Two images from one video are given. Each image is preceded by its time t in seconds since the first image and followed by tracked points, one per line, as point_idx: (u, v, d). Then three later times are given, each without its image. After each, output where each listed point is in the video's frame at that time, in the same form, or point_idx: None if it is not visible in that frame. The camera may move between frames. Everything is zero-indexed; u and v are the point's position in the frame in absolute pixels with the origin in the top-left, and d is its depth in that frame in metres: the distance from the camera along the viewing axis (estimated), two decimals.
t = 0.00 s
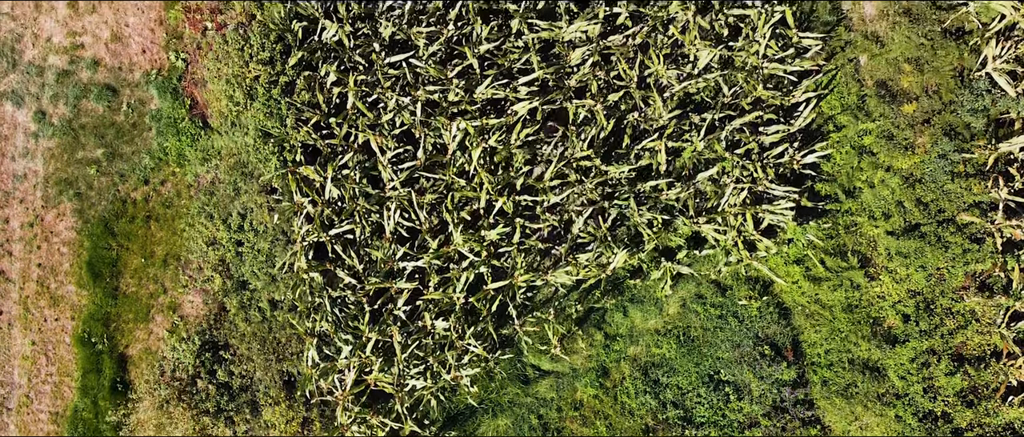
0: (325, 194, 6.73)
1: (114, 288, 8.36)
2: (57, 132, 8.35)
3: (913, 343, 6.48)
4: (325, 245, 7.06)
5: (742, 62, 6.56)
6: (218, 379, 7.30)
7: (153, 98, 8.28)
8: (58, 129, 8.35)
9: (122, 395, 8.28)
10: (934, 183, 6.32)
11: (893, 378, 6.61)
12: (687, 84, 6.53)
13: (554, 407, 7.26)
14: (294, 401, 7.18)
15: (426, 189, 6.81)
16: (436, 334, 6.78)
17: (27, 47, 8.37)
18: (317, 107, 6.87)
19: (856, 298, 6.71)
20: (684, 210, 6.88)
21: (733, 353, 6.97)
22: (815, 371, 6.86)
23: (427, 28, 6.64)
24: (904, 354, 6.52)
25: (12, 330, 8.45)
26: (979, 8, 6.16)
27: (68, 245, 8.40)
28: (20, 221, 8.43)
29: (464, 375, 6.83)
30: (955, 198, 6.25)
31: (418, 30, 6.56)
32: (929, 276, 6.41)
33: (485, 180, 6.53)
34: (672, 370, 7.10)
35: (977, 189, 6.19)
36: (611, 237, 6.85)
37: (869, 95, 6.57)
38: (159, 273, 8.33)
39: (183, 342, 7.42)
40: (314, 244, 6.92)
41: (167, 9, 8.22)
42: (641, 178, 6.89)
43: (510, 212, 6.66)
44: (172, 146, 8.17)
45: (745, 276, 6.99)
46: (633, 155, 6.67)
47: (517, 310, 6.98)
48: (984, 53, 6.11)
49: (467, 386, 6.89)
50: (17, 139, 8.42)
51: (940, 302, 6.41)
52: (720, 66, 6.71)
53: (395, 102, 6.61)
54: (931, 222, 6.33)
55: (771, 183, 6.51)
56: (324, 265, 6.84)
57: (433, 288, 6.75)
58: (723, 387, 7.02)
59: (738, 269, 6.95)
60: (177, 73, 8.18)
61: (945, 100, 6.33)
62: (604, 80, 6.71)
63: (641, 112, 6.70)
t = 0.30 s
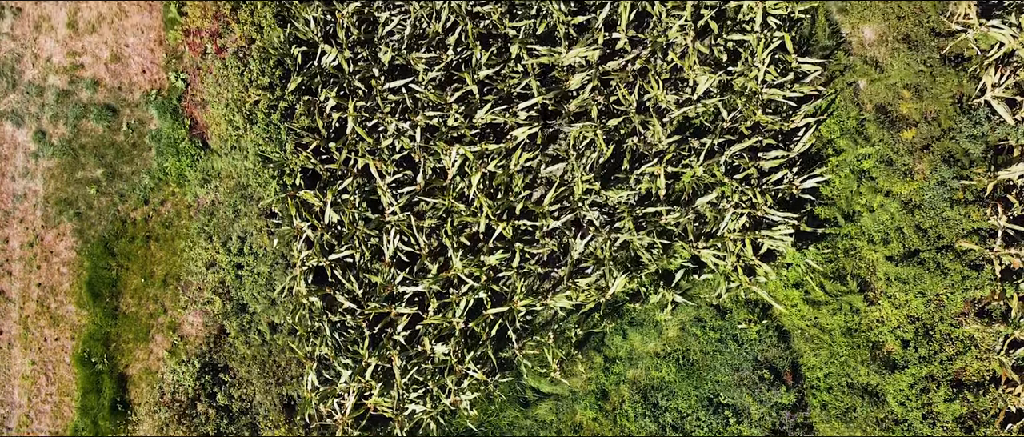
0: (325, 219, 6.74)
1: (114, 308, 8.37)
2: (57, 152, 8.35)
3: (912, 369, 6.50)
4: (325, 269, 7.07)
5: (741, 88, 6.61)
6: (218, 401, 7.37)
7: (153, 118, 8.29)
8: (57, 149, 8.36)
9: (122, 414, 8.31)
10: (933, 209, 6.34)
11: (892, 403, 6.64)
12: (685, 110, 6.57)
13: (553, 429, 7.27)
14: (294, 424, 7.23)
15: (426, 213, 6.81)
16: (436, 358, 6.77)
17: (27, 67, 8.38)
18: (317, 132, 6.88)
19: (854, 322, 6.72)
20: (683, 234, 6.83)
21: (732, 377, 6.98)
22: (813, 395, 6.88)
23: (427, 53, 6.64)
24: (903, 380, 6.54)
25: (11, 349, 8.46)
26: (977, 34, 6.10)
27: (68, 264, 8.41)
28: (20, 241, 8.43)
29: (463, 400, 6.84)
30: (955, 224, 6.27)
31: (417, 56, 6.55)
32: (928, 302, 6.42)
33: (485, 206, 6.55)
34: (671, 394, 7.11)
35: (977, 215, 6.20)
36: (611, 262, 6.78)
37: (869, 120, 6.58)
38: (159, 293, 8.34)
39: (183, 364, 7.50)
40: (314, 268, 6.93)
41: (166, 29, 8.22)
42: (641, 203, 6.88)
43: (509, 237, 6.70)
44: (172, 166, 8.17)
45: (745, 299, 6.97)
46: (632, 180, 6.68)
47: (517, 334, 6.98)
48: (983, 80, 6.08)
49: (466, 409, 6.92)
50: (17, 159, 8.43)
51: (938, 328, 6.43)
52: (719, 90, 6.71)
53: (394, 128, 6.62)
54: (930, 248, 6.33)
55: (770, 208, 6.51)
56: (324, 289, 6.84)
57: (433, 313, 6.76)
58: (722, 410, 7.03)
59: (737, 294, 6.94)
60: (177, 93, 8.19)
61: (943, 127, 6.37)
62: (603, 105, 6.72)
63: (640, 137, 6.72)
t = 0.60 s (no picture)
0: (325, 244, 6.75)
1: (114, 328, 8.37)
2: (57, 172, 8.36)
3: (911, 396, 6.52)
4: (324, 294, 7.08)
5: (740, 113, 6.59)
6: (218, 424, 7.43)
7: (153, 139, 8.30)
8: (57, 170, 8.36)
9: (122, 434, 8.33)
10: (932, 236, 6.36)
11: (891, 429, 6.65)
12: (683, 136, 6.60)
13: None
14: None
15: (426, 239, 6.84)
16: (436, 383, 6.78)
17: (27, 87, 8.38)
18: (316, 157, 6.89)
19: (854, 347, 6.71)
20: (682, 259, 6.89)
21: (732, 401, 6.96)
22: (812, 420, 6.86)
23: (427, 79, 6.68)
24: (902, 407, 6.55)
25: (11, 369, 8.46)
26: (977, 63, 6.14)
27: (68, 285, 8.41)
28: (20, 261, 8.44)
29: (462, 425, 6.83)
30: (954, 251, 6.31)
31: (417, 82, 6.57)
32: (927, 328, 6.46)
33: (484, 232, 6.55)
34: (671, 417, 7.11)
35: (976, 242, 6.24)
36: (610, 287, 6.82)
37: (868, 145, 6.57)
38: (159, 313, 8.35)
39: (183, 386, 7.55)
40: (314, 292, 6.93)
41: (166, 50, 8.23)
42: (640, 228, 6.86)
43: (509, 263, 6.69)
44: (172, 187, 8.18)
45: (745, 322, 6.99)
46: (631, 206, 6.69)
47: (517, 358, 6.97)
48: (983, 109, 6.13)
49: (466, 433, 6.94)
50: (17, 179, 8.43)
51: (938, 353, 6.47)
52: (718, 115, 6.76)
53: (393, 154, 6.63)
54: (929, 275, 6.37)
55: (770, 234, 6.50)
56: (323, 314, 6.83)
57: (433, 337, 6.76)
58: (722, 434, 7.04)
59: (735, 318, 6.95)
60: (176, 114, 8.19)
61: (943, 154, 6.36)
62: (602, 130, 6.73)
63: (638, 163, 6.73)
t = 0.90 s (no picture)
0: (325, 269, 6.74)
1: (114, 349, 8.37)
2: (57, 193, 8.38)
3: (910, 422, 6.57)
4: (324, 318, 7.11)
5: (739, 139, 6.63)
6: None
7: (153, 159, 8.31)
8: (58, 190, 8.38)
9: None
10: (931, 264, 6.36)
11: None
12: (682, 161, 6.63)
13: None
14: None
15: (425, 264, 6.85)
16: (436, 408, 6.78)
17: (27, 108, 8.39)
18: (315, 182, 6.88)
19: (853, 371, 6.71)
20: (682, 284, 6.84)
21: (731, 425, 6.99)
22: None
23: (427, 105, 6.69)
24: (902, 433, 6.60)
25: (11, 389, 8.47)
26: (976, 91, 6.14)
27: (68, 305, 8.42)
28: (20, 281, 8.45)
29: None
30: (953, 279, 6.32)
31: (416, 108, 6.57)
32: (927, 355, 6.47)
33: (484, 259, 6.56)
34: None
35: (975, 269, 6.27)
36: (610, 312, 6.83)
37: (868, 171, 6.57)
38: (159, 333, 8.35)
39: (183, 409, 7.58)
40: (314, 317, 6.95)
41: (166, 71, 8.24)
42: (640, 252, 6.85)
43: (509, 288, 6.70)
44: (172, 208, 8.19)
45: (745, 346, 6.95)
46: (630, 232, 6.71)
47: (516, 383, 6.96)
48: (983, 137, 6.15)
49: None
50: (17, 199, 8.44)
51: (937, 380, 6.49)
52: (718, 141, 6.75)
53: (393, 180, 6.65)
54: (928, 303, 6.39)
55: (769, 260, 6.52)
56: (324, 339, 6.86)
57: (433, 362, 6.79)
58: None
59: (735, 343, 6.94)
60: (177, 135, 8.20)
61: (942, 182, 6.38)
62: (602, 156, 6.75)
63: (637, 188, 6.72)
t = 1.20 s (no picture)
0: (325, 295, 6.77)
1: (114, 369, 8.39)
2: (57, 213, 8.39)
3: None
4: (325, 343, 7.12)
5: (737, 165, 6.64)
6: None
7: (153, 180, 8.32)
8: (58, 210, 8.39)
9: None
10: (931, 291, 6.39)
11: None
12: (682, 188, 6.64)
13: None
14: None
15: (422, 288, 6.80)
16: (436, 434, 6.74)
17: (27, 128, 8.40)
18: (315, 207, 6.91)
19: (852, 396, 6.72)
20: (682, 309, 6.85)
21: None
22: None
23: (427, 131, 6.69)
24: None
25: (12, 409, 8.50)
26: (974, 120, 6.19)
27: (68, 325, 8.44)
28: (21, 301, 8.46)
29: None
30: (951, 307, 6.35)
31: (416, 134, 6.59)
32: (925, 381, 6.48)
33: (484, 286, 6.59)
34: None
35: (972, 298, 6.29)
36: (610, 337, 6.81)
37: (867, 196, 6.56)
38: (159, 354, 8.37)
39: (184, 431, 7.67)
40: (314, 342, 6.96)
41: (166, 92, 8.25)
42: (639, 278, 6.86)
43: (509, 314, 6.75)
44: (172, 228, 8.20)
45: (745, 370, 6.95)
46: (630, 258, 6.73)
47: (516, 407, 6.88)
48: (982, 166, 6.18)
49: None
50: (18, 219, 8.45)
51: (936, 407, 6.50)
52: (717, 167, 6.75)
53: (393, 205, 6.67)
54: (927, 330, 6.42)
55: (769, 286, 6.53)
56: (323, 364, 6.88)
57: (433, 387, 6.82)
58: None
59: (735, 367, 6.93)
60: (177, 156, 8.21)
61: (941, 208, 6.37)
62: (602, 182, 6.76)
63: (636, 213, 6.72)
